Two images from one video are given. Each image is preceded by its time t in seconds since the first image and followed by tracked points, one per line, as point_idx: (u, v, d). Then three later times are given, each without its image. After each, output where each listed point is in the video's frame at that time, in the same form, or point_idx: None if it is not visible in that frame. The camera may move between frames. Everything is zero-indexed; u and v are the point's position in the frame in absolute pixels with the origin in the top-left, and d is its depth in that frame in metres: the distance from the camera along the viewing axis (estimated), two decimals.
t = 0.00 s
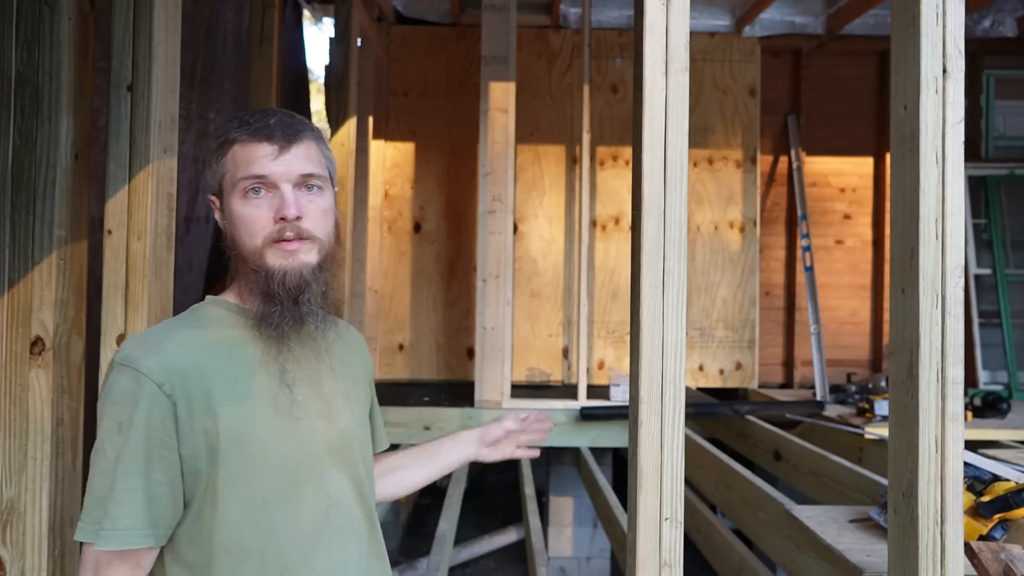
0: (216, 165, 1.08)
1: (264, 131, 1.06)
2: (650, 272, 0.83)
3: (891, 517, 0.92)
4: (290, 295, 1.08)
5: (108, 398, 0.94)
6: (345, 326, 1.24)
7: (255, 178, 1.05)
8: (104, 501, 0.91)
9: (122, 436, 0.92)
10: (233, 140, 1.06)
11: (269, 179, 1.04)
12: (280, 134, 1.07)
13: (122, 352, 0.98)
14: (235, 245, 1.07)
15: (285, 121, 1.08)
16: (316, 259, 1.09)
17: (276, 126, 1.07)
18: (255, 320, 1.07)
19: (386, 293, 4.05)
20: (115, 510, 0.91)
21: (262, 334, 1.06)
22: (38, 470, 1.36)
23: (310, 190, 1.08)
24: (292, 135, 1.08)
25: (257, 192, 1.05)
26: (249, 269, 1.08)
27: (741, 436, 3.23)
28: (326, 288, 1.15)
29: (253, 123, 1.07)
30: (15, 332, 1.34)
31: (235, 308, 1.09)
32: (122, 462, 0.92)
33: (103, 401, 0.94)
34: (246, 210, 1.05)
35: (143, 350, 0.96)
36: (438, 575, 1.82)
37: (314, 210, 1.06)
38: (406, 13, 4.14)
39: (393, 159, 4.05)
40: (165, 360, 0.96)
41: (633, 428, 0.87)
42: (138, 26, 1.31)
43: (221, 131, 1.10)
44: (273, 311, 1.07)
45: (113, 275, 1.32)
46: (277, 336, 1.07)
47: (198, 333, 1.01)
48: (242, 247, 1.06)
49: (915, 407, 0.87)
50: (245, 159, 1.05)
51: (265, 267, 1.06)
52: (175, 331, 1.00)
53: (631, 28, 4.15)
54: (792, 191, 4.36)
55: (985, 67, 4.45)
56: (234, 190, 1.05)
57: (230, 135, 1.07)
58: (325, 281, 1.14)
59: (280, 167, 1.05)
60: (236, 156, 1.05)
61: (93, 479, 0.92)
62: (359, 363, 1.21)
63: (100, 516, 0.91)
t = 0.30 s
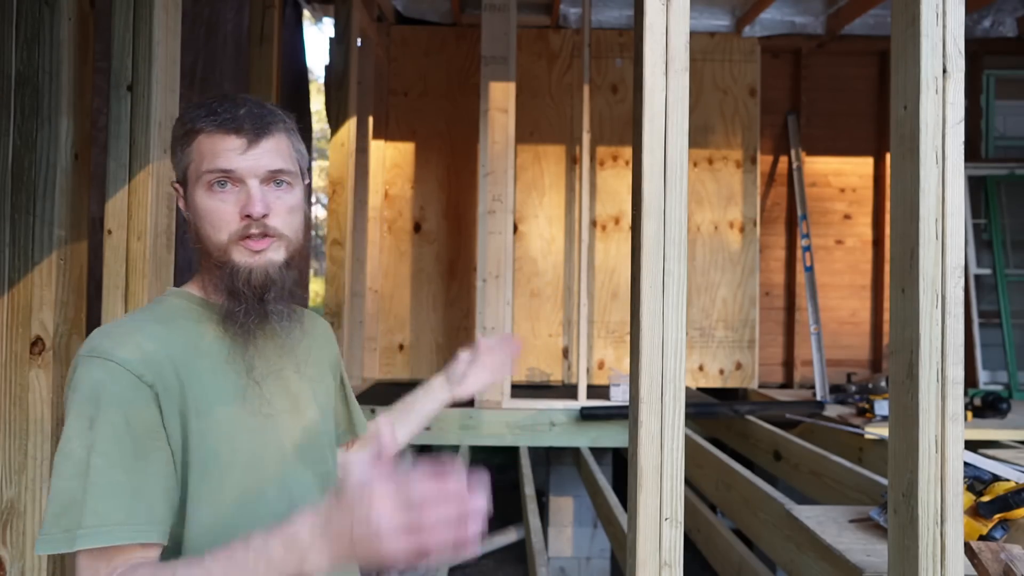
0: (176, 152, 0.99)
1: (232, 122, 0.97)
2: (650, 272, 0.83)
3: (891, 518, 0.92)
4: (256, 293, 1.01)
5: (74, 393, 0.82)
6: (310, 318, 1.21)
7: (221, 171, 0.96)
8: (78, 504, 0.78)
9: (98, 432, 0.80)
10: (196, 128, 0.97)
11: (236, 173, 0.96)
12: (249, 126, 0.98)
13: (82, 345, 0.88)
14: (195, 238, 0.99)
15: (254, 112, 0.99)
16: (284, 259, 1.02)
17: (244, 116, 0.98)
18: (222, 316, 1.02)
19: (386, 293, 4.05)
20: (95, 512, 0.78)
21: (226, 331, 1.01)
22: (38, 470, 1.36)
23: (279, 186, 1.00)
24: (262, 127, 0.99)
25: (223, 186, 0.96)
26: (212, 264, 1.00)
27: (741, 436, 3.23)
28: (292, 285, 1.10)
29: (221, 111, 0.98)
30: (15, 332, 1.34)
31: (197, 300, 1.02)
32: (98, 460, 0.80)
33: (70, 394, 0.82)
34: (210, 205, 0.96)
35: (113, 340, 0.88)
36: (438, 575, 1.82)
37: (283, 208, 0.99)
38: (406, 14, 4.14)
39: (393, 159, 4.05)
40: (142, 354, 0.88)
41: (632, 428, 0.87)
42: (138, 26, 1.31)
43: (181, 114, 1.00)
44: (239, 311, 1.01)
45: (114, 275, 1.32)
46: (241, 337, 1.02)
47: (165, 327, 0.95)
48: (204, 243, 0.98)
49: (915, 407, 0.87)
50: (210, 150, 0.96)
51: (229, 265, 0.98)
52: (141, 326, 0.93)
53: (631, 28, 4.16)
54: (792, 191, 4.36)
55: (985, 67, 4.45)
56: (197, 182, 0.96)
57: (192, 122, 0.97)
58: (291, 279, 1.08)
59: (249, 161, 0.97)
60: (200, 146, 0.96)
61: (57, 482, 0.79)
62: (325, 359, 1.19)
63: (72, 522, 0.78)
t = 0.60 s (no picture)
0: (164, 152, 0.97)
1: (224, 124, 0.97)
2: (650, 271, 0.83)
3: (891, 518, 0.92)
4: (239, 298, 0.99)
5: (103, 389, 0.81)
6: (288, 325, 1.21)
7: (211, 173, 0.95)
8: (139, 491, 0.77)
9: (140, 422, 0.80)
10: (187, 129, 0.96)
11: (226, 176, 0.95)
12: (241, 129, 0.97)
13: (94, 349, 0.86)
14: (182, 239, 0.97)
15: (245, 116, 0.98)
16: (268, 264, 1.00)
17: (236, 120, 0.97)
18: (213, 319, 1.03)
19: (386, 293, 4.05)
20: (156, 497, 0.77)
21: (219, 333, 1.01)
22: (38, 470, 1.36)
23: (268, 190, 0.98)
24: (254, 131, 0.98)
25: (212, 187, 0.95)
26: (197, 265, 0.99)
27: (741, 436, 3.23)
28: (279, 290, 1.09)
29: (212, 114, 0.97)
30: (15, 332, 1.34)
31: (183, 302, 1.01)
32: (147, 447, 0.79)
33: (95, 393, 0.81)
34: (197, 205, 0.94)
35: (124, 341, 0.87)
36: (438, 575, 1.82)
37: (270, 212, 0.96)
38: (406, 14, 4.14)
39: (393, 159, 4.05)
40: (157, 349, 0.89)
41: (633, 428, 0.87)
42: (138, 26, 1.31)
43: (171, 115, 0.99)
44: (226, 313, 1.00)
45: (113, 274, 1.32)
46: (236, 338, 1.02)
47: (169, 329, 0.96)
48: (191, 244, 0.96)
49: (915, 407, 0.87)
50: (201, 152, 0.95)
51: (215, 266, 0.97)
52: (147, 327, 0.93)
53: (631, 28, 4.16)
54: (792, 191, 4.36)
55: (985, 67, 4.45)
56: (186, 182, 0.95)
57: (184, 123, 0.96)
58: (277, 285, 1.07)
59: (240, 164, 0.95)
60: (191, 147, 0.95)
61: (104, 481, 0.77)
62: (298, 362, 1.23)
63: (129, 514, 0.77)
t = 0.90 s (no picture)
0: (166, 154, 0.97)
1: (230, 127, 0.97)
2: (650, 271, 0.83)
3: (891, 518, 0.92)
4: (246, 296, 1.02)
5: (106, 385, 0.80)
6: (286, 324, 1.25)
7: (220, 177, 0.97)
8: (150, 482, 0.76)
9: (145, 415, 0.79)
10: (193, 132, 0.96)
11: (236, 180, 0.97)
12: (248, 132, 0.99)
13: (96, 347, 0.85)
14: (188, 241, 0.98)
15: (251, 119, 1.00)
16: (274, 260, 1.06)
17: (243, 123, 0.99)
18: (209, 317, 1.03)
19: (386, 293, 4.05)
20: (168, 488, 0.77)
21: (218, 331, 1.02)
22: (38, 470, 1.36)
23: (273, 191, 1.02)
24: (260, 134, 1.00)
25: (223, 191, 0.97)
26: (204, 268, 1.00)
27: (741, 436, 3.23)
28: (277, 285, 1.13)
29: (217, 116, 0.97)
30: (15, 332, 1.34)
31: (180, 304, 1.01)
32: (155, 440, 0.78)
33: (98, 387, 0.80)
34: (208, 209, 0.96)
35: (128, 337, 0.86)
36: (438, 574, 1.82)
37: (278, 212, 1.02)
38: (406, 14, 4.14)
39: (393, 159, 4.05)
40: (159, 346, 0.89)
41: (633, 428, 0.87)
42: (138, 26, 1.31)
43: (170, 114, 0.98)
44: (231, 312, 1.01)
45: (113, 273, 1.33)
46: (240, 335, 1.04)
47: (169, 329, 0.95)
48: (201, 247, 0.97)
49: (915, 407, 0.87)
50: (209, 157, 0.95)
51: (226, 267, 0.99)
52: (146, 326, 0.92)
53: (631, 28, 4.16)
54: (793, 191, 4.36)
55: (985, 67, 4.45)
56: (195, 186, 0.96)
57: (189, 125, 0.96)
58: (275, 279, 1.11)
59: (250, 168, 0.98)
60: (198, 150, 0.96)
61: (114, 476, 0.76)
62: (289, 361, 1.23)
63: (141, 507, 0.76)
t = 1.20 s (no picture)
0: (167, 158, 0.97)
1: (233, 134, 0.97)
2: (650, 272, 0.83)
3: (891, 517, 0.92)
4: (247, 300, 1.03)
5: (115, 383, 0.82)
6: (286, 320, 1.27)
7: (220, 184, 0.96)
8: (169, 472, 0.78)
9: (156, 407, 0.81)
10: (196, 138, 0.96)
11: (237, 187, 0.96)
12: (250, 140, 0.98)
13: (103, 343, 0.87)
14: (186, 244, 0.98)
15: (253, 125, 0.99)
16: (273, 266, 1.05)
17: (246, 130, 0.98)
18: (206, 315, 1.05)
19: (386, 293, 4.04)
20: (190, 477, 0.78)
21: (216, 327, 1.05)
22: (38, 470, 1.36)
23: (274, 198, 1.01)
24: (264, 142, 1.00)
25: (223, 198, 0.96)
26: (202, 273, 0.99)
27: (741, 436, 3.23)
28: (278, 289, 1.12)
29: (220, 122, 0.98)
30: (15, 332, 1.34)
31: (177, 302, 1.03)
32: (167, 431, 0.80)
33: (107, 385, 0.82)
34: (205, 214, 0.96)
35: (133, 335, 0.89)
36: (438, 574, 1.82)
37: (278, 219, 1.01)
38: (406, 13, 4.14)
39: (393, 159, 4.05)
40: (163, 343, 0.91)
41: (633, 428, 0.87)
42: (138, 26, 1.31)
43: (174, 118, 0.99)
44: (225, 313, 1.04)
45: (113, 273, 1.33)
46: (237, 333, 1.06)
47: (171, 326, 0.97)
48: (199, 252, 0.97)
49: (915, 407, 0.87)
50: (211, 164, 0.95)
51: (223, 273, 0.99)
52: (148, 323, 0.94)
53: (631, 28, 4.16)
54: (792, 191, 4.36)
55: (985, 67, 4.46)
56: (194, 191, 0.96)
57: (193, 130, 0.96)
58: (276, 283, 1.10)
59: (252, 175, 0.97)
60: (199, 156, 0.95)
61: (131, 469, 0.78)
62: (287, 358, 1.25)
63: (164, 496, 0.77)
